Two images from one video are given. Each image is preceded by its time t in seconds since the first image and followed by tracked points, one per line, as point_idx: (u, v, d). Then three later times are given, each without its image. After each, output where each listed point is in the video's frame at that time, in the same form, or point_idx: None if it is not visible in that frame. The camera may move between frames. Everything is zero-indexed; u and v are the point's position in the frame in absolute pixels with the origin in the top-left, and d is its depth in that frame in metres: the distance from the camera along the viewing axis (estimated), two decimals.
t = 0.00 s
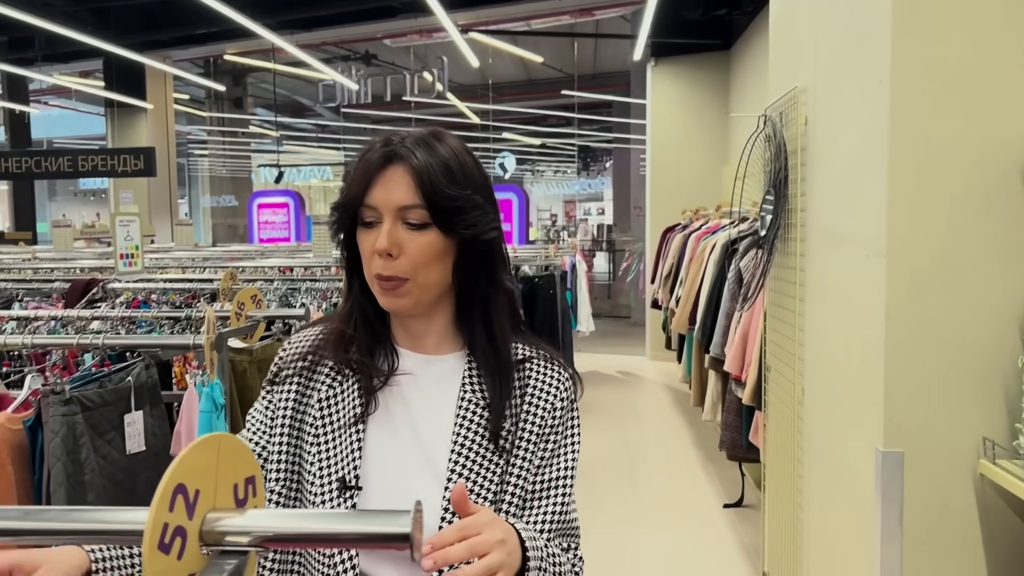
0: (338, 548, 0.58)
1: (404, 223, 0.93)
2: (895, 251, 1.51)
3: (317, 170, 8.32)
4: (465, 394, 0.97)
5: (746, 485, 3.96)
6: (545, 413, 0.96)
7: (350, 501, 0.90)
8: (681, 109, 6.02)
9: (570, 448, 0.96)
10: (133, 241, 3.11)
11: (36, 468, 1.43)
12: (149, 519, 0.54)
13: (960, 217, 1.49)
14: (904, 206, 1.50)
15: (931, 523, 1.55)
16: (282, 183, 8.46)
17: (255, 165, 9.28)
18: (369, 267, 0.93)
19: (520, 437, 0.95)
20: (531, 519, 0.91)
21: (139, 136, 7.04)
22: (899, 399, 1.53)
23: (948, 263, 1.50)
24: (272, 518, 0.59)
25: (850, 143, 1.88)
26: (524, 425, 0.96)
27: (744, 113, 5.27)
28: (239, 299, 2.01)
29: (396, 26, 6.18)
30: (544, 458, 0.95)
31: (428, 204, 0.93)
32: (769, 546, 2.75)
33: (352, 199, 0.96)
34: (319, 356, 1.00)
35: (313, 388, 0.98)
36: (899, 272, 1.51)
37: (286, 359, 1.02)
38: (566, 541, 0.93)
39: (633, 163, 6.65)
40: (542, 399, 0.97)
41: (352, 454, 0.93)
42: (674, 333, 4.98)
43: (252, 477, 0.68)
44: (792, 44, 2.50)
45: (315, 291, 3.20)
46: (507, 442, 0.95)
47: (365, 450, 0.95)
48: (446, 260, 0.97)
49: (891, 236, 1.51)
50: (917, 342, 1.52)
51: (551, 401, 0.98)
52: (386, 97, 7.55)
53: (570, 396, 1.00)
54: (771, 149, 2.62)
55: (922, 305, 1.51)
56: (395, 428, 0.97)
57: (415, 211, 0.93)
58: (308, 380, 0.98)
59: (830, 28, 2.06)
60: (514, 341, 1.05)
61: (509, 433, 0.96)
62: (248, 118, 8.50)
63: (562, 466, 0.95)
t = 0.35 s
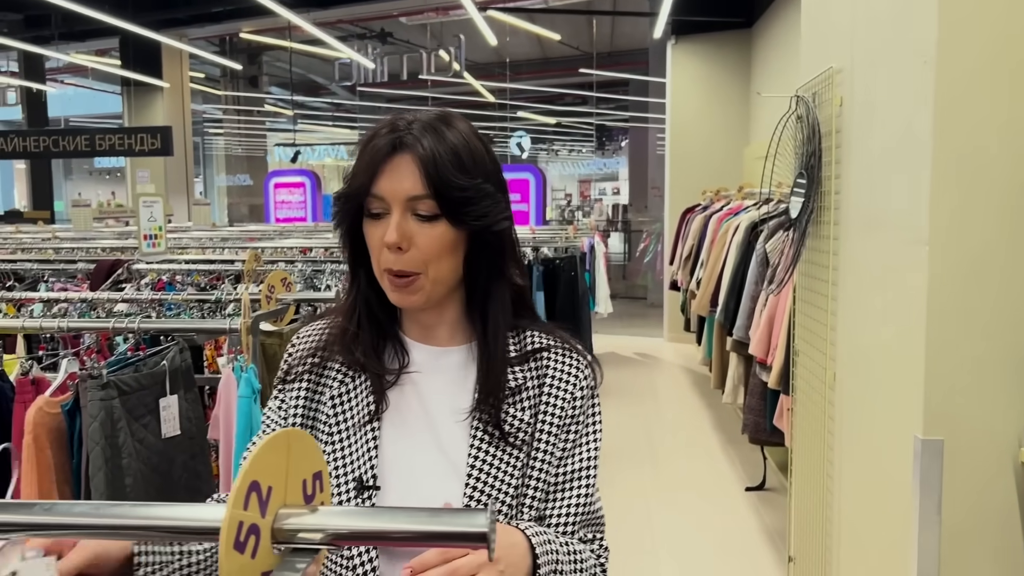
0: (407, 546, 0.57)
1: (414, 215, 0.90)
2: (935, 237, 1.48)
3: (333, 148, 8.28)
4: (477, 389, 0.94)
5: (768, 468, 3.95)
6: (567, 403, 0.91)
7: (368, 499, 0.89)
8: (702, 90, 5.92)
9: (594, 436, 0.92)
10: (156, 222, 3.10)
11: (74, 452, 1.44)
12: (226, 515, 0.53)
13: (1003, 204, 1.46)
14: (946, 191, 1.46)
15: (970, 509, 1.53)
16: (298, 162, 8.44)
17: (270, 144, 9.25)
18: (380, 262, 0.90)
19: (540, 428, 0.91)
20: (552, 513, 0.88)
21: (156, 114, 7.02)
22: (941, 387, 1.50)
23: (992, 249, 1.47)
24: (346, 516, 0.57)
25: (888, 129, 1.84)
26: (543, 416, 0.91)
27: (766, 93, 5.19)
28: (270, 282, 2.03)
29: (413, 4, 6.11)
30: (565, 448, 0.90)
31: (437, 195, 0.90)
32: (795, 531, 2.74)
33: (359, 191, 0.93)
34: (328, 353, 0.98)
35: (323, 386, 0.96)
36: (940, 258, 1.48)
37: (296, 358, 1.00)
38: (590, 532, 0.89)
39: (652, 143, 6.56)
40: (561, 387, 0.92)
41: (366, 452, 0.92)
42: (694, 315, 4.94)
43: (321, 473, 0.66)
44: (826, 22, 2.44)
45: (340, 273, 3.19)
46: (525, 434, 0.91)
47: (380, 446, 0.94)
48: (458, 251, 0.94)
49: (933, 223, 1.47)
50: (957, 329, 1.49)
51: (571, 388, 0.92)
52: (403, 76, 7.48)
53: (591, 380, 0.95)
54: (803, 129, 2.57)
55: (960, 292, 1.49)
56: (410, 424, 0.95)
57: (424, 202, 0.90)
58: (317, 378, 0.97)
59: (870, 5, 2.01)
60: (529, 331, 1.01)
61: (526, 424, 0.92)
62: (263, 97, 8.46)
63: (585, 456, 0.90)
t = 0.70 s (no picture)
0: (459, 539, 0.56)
1: (511, 194, 0.95)
2: (964, 226, 1.53)
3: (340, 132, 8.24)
4: (537, 371, 0.97)
5: (781, 454, 3.95)
6: (623, 387, 0.94)
7: (428, 478, 0.95)
8: (714, 73, 5.85)
9: (652, 417, 0.94)
10: (169, 206, 3.09)
11: (100, 437, 1.43)
12: (287, 509, 0.52)
13: None
14: (977, 183, 1.52)
15: (997, 498, 1.56)
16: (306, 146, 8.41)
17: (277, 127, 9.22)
18: (466, 233, 0.95)
19: (600, 411, 0.94)
20: (614, 494, 0.91)
21: (163, 98, 6.99)
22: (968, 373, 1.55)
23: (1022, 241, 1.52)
24: (401, 508, 0.56)
25: (914, 113, 1.81)
26: (603, 400, 0.94)
27: (779, 76, 5.13)
28: (289, 268, 2.01)
29: None
30: (624, 431, 0.93)
31: (539, 178, 0.94)
32: (811, 517, 2.74)
33: (456, 163, 0.96)
34: (395, 336, 1.04)
35: (393, 367, 1.02)
36: (969, 247, 1.53)
37: (371, 338, 1.06)
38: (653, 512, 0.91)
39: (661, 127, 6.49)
40: (620, 371, 0.94)
41: (429, 432, 0.97)
42: (705, 301, 4.92)
43: (374, 463, 0.66)
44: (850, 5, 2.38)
45: (354, 258, 3.17)
46: (584, 419, 0.94)
47: (440, 427, 0.98)
48: (540, 236, 0.98)
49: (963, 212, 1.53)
50: (985, 316, 1.54)
51: (630, 372, 0.94)
52: (411, 59, 7.42)
53: (651, 363, 0.96)
54: (824, 114, 2.53)
55: (988, 281, 1.54)
56: (472, 407, 0.99)
57: (524, 184, 0.95)
58: (388, 360, 1.03)
59: None
60: (590, 311, 1.02)
61: (586, 408, 0.94)
62: (270, 80, 8.41)
63: (645, 437, 0.92)
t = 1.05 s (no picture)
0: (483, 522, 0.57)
1: (566, 193, 0.97)
2: (976, 213, 1.52)
3: (342, 116, 8.20)
4: (598, 348, 1.02)
5: (785, 439, 3.97)
6: (676, 368, 0.99)
7: (490, 447, 1.00)
8: (719, 58, 5.80)
9: (704, 397, 0.99)
10: (175, 190, 3.08)
11: (113, 421, 1.44)
12: (319, 493, 0.53)
13: None
14: (989, 169, 1.51)
15: (1003, 486, 1.57)
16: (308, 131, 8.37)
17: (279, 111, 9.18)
18: (527, 233, 0.98)
19: (654, 389, 0.99)
20: (662, 469, 0.96)
21: (165, 82, 6.96)
22: (977, 360, 1.56)
23: None
24: (425, 491, 0.57)
25: (925, 98, 1.79)
26: (657, 378, 0.99)
27: (784, 60, 5.09)
28: (299, 252, 2.00)
29: None
30: (676, 407, 0.98)
31: (591, 175, 0.97)
32: (815, 503, 2.76)
33: (511, 169, 0.98)
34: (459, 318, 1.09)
35: (459, 344, 1.07)
36: (981, 233, 1.53)
37: (439, 317, 1.12)
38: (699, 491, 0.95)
39: (665, 112, 6.42)
40: (675, 351, 1.00)
41: (492, 404, 1.02)
42: (709, 286, 4.91)
43: (400, 447, 0.67)
44: None
45: (360, 243, 3.18)
46: (639, 396, 0.99)
47: (501, 401, 1.03)
48: (597, 228, 1.01)
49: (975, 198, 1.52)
50: (994, 301, 1.54)
51: (684, 352, 1.00)
52: (414, 43, 7.38)
53: (704, 346, 1.01)
54: (831, 99, 2.52)
55: (997, 266, 1.54)
56: (534, 384, 1.04)
57: (578, 181, 0.97)
58: (455, 339, 1.08)
59: None
60: (649, 294, 1.07)
61: (641, 385, 0.99)
62: (272, 64, 8.36)
63: (695, 415, 0.97)
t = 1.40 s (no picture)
0: (482, 506, 0.58)
1: (573, 189, 0.99)
2: (972, 202, 1.53)
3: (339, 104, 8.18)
4: (615, 337, 1.05)
5: (781, 427, 3.99)
6: (691, 355, 1.00)
7: (507, 423, 1.05)
8: (717, 47, 5.78)
9: (718, 388, 0.99)
10: (173, 178, 3.08)
11: (113, 409, 1.45)
12: (315, 481, 0.53)
13: None
14: (985, 158, 1.52)
15: (997, 472, 1.58)
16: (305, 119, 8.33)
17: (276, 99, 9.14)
18: (538, 227, 1.01)
19: (667, 375, 1.00)
20: (670, 454, 0.96)
21: (162, 70, 6.92)
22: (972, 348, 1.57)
23: None
24: (426, 476, 0.58)
25: (923, 88, 1.79)
26: (671, 365, 1.00)
27: (782, 49, 5.07)
28: (297, 240, 2.01)
29: None
30: (688, 395, 0.98)
31: (595, 172, 0.97)
32: (811, 490, 2.78)
33: (521, 164, 1.01)
34: (485, 301, 1.14)
35: (485, 326, 1.13)
36: (977, 222, 1.54)
37: (468, 299, 1.17)
38: (707, 476, 0.94)
39: (662, 101, 6.41)
40: (691, 340, 1.01)
41: (511, 383, 1.07)
42: (706, 275, 4.93)
43: (403, 434, 0.67)
44: None
45: (359, 232, 3.18)
46: (651, 383, 1.01)
47: (521, 379, 1.08)
48: (610, 223, 1.02)
49: (971, 186, 1.53)
50: (989, 289, 1.56)
51: (700, 343, 1.01)
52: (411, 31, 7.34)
53: (723, 338, 1.02)
54: (828, 88, 2.52)
55: (994, 255, 1.55)
56: (552, 369, 1.07)
57: (583, 179, 0.98)
58: (480, 320, 1.13)
59: None
60: (670, 283, 1.08)
61: (655, 373, 1.01)
62: (269, 51, 8.31)
63: (708, 405, 0.97)
